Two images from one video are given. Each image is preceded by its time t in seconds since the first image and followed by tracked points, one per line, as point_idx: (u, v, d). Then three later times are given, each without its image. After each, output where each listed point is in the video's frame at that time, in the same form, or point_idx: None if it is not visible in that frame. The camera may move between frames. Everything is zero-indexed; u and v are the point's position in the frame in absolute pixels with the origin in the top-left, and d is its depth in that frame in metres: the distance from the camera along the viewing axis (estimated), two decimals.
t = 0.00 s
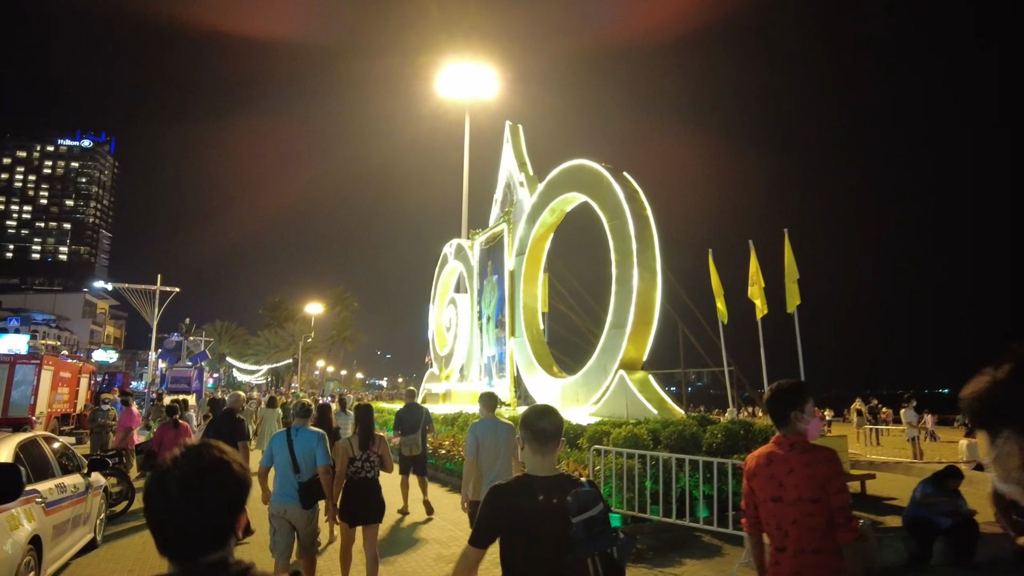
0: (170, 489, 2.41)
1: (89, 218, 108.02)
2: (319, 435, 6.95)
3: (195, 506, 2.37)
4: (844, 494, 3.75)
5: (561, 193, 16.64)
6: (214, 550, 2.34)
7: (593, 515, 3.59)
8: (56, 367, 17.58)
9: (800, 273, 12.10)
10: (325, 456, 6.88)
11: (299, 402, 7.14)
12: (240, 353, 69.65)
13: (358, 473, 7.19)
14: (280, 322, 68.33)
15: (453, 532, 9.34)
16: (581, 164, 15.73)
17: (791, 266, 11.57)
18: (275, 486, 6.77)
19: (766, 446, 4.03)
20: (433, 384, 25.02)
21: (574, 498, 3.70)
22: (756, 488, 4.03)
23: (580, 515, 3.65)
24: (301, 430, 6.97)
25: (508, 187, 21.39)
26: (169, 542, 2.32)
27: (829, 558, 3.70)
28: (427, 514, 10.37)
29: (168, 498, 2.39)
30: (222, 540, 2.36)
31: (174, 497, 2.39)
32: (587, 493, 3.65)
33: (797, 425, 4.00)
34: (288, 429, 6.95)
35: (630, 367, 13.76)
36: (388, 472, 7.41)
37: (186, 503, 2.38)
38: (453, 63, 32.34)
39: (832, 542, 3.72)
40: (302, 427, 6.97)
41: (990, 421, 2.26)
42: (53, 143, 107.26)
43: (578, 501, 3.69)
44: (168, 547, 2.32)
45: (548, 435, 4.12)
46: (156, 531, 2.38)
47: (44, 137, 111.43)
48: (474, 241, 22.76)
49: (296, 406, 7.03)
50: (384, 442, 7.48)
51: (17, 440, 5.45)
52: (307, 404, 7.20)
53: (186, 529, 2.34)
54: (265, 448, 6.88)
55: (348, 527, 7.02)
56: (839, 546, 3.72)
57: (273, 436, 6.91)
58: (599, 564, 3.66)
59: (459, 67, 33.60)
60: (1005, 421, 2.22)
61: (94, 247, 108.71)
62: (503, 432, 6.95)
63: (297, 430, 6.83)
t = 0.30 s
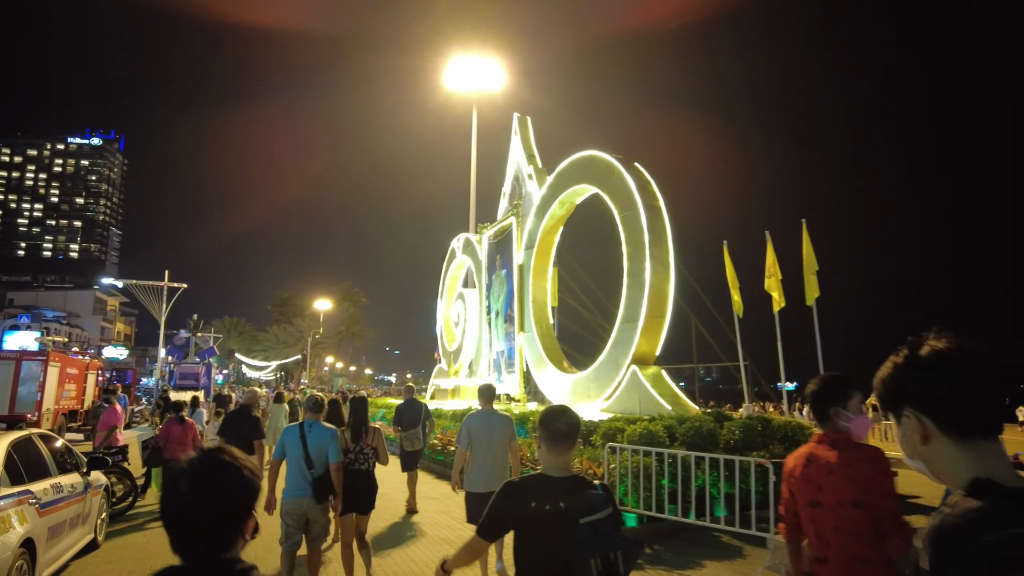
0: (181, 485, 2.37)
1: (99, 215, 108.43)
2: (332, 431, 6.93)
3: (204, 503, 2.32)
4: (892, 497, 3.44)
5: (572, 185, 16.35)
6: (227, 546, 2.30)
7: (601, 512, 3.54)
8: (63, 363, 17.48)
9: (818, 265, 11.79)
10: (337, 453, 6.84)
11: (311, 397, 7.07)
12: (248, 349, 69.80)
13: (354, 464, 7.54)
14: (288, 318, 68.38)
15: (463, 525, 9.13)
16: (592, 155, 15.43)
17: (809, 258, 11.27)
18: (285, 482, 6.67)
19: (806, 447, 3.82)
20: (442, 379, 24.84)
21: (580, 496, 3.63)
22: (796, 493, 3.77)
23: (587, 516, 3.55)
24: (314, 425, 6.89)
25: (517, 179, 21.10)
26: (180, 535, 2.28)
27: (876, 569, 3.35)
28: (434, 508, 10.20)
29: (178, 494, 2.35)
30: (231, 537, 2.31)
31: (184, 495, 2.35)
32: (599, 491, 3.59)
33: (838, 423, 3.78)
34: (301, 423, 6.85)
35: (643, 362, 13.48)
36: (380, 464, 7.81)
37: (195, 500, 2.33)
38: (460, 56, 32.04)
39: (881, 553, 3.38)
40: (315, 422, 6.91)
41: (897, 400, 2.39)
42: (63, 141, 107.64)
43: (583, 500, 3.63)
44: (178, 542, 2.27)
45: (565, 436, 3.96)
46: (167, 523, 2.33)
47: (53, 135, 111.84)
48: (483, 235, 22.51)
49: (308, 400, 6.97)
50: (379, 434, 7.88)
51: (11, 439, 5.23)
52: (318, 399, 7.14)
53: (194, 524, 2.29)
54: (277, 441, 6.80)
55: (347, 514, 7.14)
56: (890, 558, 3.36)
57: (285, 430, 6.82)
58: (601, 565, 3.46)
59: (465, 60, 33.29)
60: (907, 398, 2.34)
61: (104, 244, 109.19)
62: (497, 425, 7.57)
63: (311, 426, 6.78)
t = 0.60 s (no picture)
0: (246, 479, 2.32)
1: (114, 217, 109.26)
2: (347, 430, 6.77)
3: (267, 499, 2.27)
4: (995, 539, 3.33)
5: (586, 181, 16.06)
6: (278, 549, 2.23)
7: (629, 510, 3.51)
8: (74, 363, 17.42)
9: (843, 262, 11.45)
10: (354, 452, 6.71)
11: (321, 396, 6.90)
12: (261, 349, 69.99)
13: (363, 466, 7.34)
14: (300, 318, 68.48)
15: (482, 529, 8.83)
16: (607, 151, 15.14)
17: (833, 254, 10.93)
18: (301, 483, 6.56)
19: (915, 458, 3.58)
20: (455, 379, 24.64)
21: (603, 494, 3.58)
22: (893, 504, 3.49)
23: (614, 512, 3.51)
24: (329, 425, 6.73)
25: (529, 177, 20.83)
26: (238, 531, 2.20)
27: None
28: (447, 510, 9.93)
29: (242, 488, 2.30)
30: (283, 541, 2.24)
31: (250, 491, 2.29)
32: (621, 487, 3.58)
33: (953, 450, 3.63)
34: (314, 424, 6.68)
35: (660, 362, 13.20)
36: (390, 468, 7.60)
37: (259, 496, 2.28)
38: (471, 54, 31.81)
39: None
40: (328, 422, 6.76)
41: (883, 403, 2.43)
42: (78, 142, 108.40)
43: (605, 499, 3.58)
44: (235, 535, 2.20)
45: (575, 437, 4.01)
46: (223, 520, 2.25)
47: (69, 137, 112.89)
48: (495, 233, 22.26)
49: (320, 399, 6.77)
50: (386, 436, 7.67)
51: (11, 443, 5.02)
52: (328, 399, 6.95)
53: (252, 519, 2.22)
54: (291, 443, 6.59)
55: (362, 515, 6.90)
56: None
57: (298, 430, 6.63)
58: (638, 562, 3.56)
59: (477, 58, 33.02)
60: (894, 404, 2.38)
61: (119, 245, 110.03)
62: (508, 430, 7.33)
63: (327, 426, 6.59)
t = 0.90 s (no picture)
0: (293, 473, 2.43)
1: (129, 217, 110.09)
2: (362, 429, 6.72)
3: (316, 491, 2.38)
4: None
5: (603, 177, 15.81)
6: (326, 535, 2.38)
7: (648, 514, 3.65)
8: (90, 361, 17.41)
9: (871, 257, 11.15)
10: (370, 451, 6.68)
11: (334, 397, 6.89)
12: (275, 348, 70.29)
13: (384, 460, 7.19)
14: (313, 317, 68.78)
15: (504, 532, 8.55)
16: (625, 146, 14.89)
17: (863, 250, 10.64)
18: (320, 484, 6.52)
19: None
20: (469, 377, 24.51)
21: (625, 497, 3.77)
22: None
23: (635, 514, 3.70)
24: (342, 425, 6.71)
25: (544, 174, 20.61)
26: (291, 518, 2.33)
27: None
28: (465, 513, 9.70)
29: (290, 481, 2.41)
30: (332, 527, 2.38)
31: (299, 484, 2.41)
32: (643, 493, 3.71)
33: None
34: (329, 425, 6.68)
35: (681, 361, 12.95)
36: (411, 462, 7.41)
37: (309, 488, 2.40)
38: (484, 51, 31.59)
39: None
40: (342, 422, 6.79)
41: (910, 377, 2.50)
42: (93, 143, 109.36)
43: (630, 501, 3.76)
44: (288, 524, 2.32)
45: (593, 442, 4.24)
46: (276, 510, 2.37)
47: (85, 138, 113.88)
48: (510, 231, 22.06)
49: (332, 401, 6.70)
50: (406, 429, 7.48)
51: (26, 441, 4.86)
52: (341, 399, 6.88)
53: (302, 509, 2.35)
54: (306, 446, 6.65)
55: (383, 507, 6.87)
56: None
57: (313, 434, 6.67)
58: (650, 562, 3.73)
59: (490, 56, 32.81)
60: (919, 375, 2.45)
61: (134, 245, 110.84)
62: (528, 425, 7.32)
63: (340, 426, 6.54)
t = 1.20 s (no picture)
0: (320, 469, 2.39)
1: (141, 217, 110.72)
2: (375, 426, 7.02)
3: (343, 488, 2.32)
4: None
5: (619, 175, 15.53)
6: (352, 529, 2.31)
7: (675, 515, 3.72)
8: (103, 361, 17.35)
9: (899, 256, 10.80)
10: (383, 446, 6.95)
11: (346, 396, 7.28)
12: (285, 348, 70.43)
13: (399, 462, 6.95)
14: (323, 316, 68.85)
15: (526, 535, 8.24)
16: (642, 143, 14.61)
17: (891, 248, 10.29)
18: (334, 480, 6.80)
19: None
20: (482, 378, 24.28)
21: (649, 497, 3.85)
22: None
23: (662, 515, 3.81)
24: (356, 423, 7.02)
25: (558, 172, 20.34)
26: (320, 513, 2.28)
27: None
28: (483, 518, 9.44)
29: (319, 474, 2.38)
30: (358, 518, 2.33)
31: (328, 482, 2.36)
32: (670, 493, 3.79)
33: None
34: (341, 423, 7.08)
35: (701, 362, 12.67)
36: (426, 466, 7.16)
37: (337, 484, 2.36)
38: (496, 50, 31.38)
39: None
40: (354, 420, 7.14)
41: (925, 392, 2.41)
42: (106, 145, 110.12)
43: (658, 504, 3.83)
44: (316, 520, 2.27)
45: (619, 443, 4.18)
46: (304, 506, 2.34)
47: (99, 139, 114.64)
48: (523, 230, 21.81)
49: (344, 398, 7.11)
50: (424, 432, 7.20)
51: (32, 444, 4.66)
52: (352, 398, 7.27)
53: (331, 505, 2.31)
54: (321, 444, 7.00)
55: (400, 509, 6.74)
56: None
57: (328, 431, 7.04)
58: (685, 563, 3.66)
59: (502, 54, 32.59)
60: (933, 390, 2.38)
61: (146, 245, 111.47)
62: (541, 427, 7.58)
63: (355, 424, 6.87)
